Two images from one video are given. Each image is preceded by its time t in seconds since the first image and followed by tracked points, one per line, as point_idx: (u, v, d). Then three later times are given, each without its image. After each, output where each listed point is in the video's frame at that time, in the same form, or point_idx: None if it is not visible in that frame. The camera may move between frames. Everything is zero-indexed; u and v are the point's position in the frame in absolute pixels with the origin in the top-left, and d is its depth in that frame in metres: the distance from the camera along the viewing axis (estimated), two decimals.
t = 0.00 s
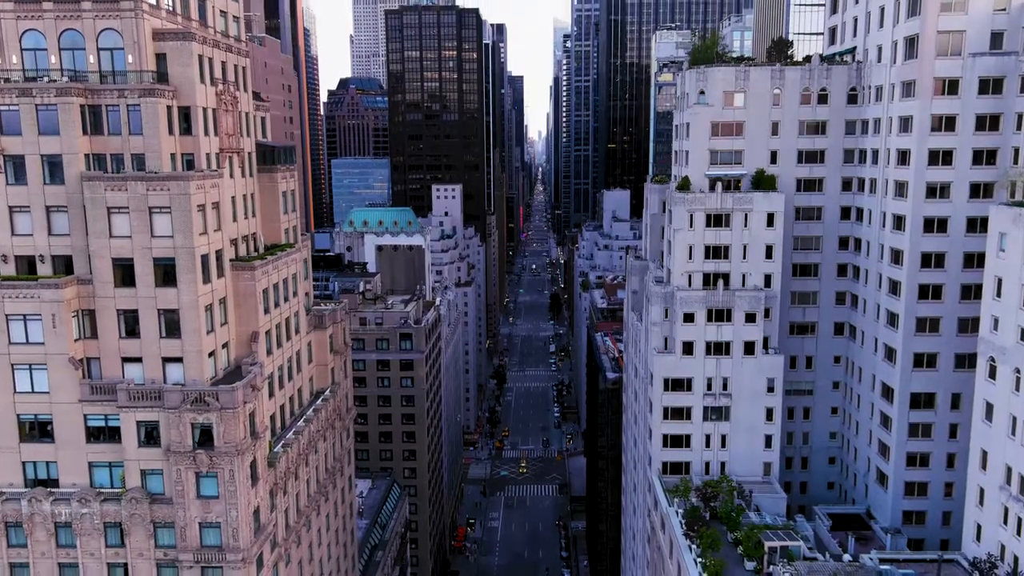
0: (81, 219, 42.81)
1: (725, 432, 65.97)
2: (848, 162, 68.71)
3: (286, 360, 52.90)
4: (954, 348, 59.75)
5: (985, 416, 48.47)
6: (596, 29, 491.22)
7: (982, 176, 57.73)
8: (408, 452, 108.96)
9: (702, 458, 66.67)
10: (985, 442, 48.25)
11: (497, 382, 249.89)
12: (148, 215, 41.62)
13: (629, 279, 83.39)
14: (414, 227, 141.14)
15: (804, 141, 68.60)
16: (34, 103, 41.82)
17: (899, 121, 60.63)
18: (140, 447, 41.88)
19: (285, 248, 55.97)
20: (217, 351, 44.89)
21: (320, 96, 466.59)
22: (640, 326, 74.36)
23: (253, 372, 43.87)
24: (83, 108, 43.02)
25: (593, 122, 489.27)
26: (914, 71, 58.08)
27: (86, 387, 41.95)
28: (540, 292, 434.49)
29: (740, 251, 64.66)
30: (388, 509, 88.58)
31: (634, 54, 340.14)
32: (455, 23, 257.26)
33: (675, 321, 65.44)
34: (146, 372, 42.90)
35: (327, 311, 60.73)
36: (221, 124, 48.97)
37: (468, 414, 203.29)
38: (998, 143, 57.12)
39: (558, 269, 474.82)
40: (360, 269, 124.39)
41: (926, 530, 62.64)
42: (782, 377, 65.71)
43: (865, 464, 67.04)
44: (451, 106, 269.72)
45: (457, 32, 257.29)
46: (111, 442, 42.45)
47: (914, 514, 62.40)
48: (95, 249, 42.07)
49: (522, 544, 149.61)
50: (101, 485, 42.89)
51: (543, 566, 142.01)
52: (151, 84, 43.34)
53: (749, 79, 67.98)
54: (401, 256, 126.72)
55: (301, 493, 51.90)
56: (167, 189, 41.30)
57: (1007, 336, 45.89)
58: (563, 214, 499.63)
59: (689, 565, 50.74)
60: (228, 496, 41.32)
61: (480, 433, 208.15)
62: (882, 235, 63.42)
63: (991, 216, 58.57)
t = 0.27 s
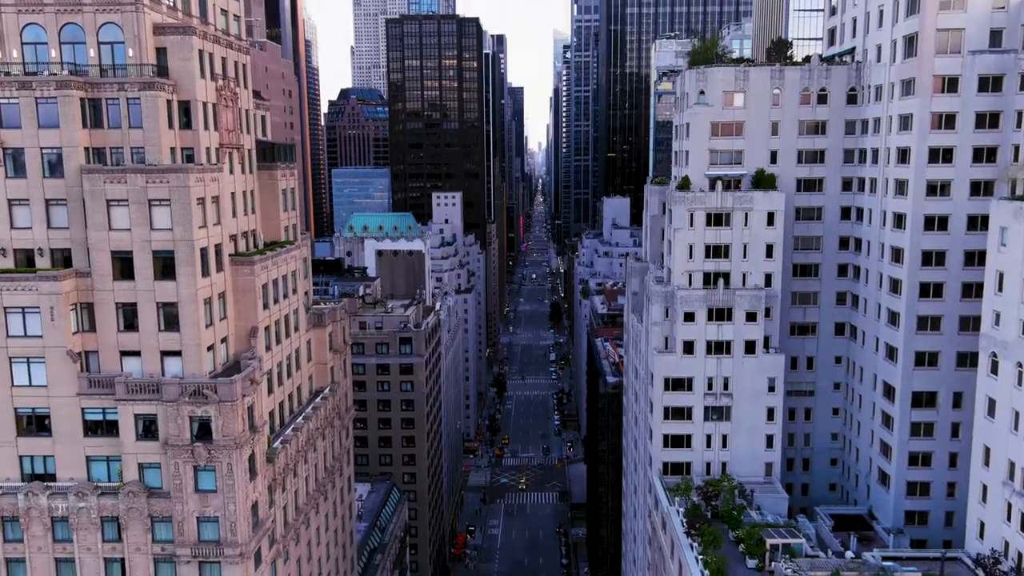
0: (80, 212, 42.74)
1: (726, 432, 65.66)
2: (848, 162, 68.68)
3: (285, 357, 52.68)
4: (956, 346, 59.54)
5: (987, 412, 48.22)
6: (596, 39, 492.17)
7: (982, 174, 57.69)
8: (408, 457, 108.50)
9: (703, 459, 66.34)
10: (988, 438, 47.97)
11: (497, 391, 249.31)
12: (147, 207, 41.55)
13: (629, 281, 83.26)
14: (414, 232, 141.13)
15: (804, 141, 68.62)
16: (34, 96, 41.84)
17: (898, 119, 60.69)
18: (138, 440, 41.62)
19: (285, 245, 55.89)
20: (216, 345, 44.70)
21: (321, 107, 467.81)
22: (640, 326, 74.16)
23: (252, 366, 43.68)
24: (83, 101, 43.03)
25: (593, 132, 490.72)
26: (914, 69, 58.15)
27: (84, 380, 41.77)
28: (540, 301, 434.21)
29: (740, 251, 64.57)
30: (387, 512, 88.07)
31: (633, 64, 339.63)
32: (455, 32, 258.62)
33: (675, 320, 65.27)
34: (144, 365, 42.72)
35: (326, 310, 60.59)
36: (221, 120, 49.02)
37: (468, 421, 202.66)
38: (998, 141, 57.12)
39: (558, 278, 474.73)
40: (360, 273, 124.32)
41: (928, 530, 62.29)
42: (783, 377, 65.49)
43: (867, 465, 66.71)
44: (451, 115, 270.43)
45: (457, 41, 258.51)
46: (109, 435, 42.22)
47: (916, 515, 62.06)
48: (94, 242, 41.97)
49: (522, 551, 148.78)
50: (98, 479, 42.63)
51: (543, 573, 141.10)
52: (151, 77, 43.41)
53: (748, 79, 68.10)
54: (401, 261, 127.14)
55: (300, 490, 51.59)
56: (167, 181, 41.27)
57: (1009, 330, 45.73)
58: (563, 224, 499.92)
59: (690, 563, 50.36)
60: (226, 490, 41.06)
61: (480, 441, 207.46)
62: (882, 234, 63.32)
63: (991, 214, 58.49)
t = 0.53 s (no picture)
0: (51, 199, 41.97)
1: (704, 430, 65.71)
2: (821, 163, 69.57)
3: (260, 351, 51.93)
4: (929, 342, 60.19)
5: (961, 402, 48.66)
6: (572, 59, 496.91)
7: (952, 171, 58.66)
8: (385, 465, 107.29)
9: (681, 457, 66.26)
10: (962, 427, 48.38)
11: (474, 405, 248.10)
12: (120, 192, 40.92)
13: (607, 284, 83.49)
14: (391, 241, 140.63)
15: (779, 143, 69.47)
16: (5, 80, 41.17)
17: (870, 119, 61.67)
18: (108, 431, 40.64)
19: (261, 239, 55.35)
20: (190, 335, 43.95)
21: (298, 123, 466.70)
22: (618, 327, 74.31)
23: (226, 355, 42.96)
24: (56, 86, 42.41)
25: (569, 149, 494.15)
26: (885, 68, 59.18)
27: (53, 369, 40.82)
28: (517, 317, 434.06)
29: (717, 249, 64.99)
30: (364, 518, 86.86)
31: (608, 84, 342.17)
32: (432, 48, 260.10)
33: (653, 319, 65.45)
34: (116, 354, 41.86)
35: (302, 307, 59.97)
36: (197, 110, 48.59)
37: (445, 434, 201.25)
38: (967, 139, 58.19)
39: (535, 294, 475.23)
40: (337, 281, 123.48)
41: (905, 526, 62.60)
42: (760, 375, 65.79)
43: (843, 463, 67.05)
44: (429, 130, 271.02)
45: (435, 58, 260.75)
46: (78, 426, 41.23)
47: (892, 511, 62.38)
48: (65, 228, 41.21)
49: (500, 563, 147.37)
50: (67, 472, 41.58)
51: None
52: (126, 62, 42.95)
53: (723, 81, 68.99)
54: (379, 270, 126.50)
55: (275, 487, 50.67)
56: (141, 166, 40.72)
57: (982, 320, 46.34)
58: (540, 240, 501.38)
59: (670, 556, 50.10)
60: (199, 481, 40.18)
61: (457, 454, 205.99)
62: (855, 232, 64.10)
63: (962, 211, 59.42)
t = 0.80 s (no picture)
0: (53, 217, 42.12)
1: (704, 442, 65.80)
2: (821, 175, 69.69)
3: (261, 366, 52.04)
4: (929, 354, 60.27)
5: (961, 418, 48.77)
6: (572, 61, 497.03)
7: (951, 185, 58.75)
8: (385, 472, 107.34)
9: (681, 469, 66.36)
10: (961, 442, 48.50)
11: (475, 408, 248.20)
12: (122, 211, 41.04)
13: (607, 294, 83.67)
14: (392, 247, 140.77)
15: (778, 154, 69.60)
16: (7, 99, 41.32)
17: (870, 132, 61.79)
18: (109, 449, 40.73)
19: (262, 253, 55.47)
20: (191, 353, 44.08)
21: (298, 125, 466.94)
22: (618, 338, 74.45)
23: (227, 373, 43.07)
24: (57, 104, 42.54)
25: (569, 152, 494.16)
26: (884, 81, 59.29)
27: (55, 387, 40.93)
28: (517, 319, 434.12)
29: (716, 261, 65.11)
30: (364, 527, 86.94)
31: (608, 87, 341.95)
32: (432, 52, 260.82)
33: (653, 330, 65.59)
34: (117, 372, 41.97)
35: (303, 320, 60.07)
36: (198, 126, 48.74)
37: (445, 438, 201.30)
38: (966, 153, 58.29)
39: (536, 296, 475.34)
40: (337, 288, 123.62)
41: (904, 538, 62.71)
42: (760, 387, 65.87)
43: (843, 474, 67.13)
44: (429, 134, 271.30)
45: (435, 61, 261.04)
46: (80, 445, 41.36)
47: (892, 523, 62.49)
48: (67, 247, 41.34)
49: (500, 568, 147.43)
50: (68, 490, 41.69)
51: None
52: (127, 81, 43.10)
53: (722, 93, 69.17)
54: (379, 276, 126.50)
55: (276, 502, 50.77)
56: (142, 185, 40.83)
57: (981, 336, 46.45)
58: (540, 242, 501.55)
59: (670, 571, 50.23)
60: (200, 500, 40.29)
61: (457, 458, 206.00)
62: (855, 244, 64.22)
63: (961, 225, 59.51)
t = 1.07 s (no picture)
0: (55, 235, 42.27)
1: (704, 453, 65.92)
2: (820, 186, 69.79)
3: (262, 380, 52.19)
4: (928, 367, 60.39)
5: (960, 433, 48.86)
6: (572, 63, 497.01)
7: (950, 197, 58.84)
8: (386, 479, 107.48)
9: (681, 480, 66.47)
10: (960, 458, 48.60)
11: (475, 411, 248.23)
12: (123, 229, 41.15)
13: (606, 303, 83.86)
14: (392, 253, 140.88)
15: (778, 165, 69.73)
16: (9, 117, 41.43)
17: (869, 145, 61.92)
18: (110, 466, 40.81)
19: (263, 266, 55.67)
20: (192, 369, 44.21)
21: (298, 127, 467.28)
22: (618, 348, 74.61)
23: (229, 390, 43.25)
24: (59, 122, 42.67)
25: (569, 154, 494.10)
26: (884, 94, 59.41)
27: (56, 405, 41.06)
28: (517, 321, 434.12)
29: (716, 272, 65.24)
30: (365, 535, 87.06)
31: (608, 90, 343.82)
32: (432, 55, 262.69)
33: (653, 342, 65.77)
34: (119, 390, 42.11)
35: (304, 332, 60.18)
36: (199, 142, 48.88)
37: (445, 442, 201.36)
38: (966, 166, 58.36)
39: (536, 298, 475.40)
40: (338, 294, 123.73)
41: (903, 549, 62.84)
42: (760, 398, 66.01)
43: (842, 485, 67.24)
44: (429, 137, 271.53)
45: (435, 64, 262.34)
46: (81, 462, 41.49)
47: (891, 534, 62.63)
48: (68, 265, 41.44)
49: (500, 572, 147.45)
50: (70, 507, 41.82)
51: None
52: (128, 98, 43.24)
53: (722, 105, 69.30)
54: (379, 282, 126.61)
55: (276, 516, 50.90)
56: (143, 203, 40.97)
57: (980, 352, 46.54)
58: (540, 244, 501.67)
59: None
60: (201, 518, 40.46)
61: (457, 462, 206.07)
62: (854, 256, 64.34)
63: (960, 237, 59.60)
